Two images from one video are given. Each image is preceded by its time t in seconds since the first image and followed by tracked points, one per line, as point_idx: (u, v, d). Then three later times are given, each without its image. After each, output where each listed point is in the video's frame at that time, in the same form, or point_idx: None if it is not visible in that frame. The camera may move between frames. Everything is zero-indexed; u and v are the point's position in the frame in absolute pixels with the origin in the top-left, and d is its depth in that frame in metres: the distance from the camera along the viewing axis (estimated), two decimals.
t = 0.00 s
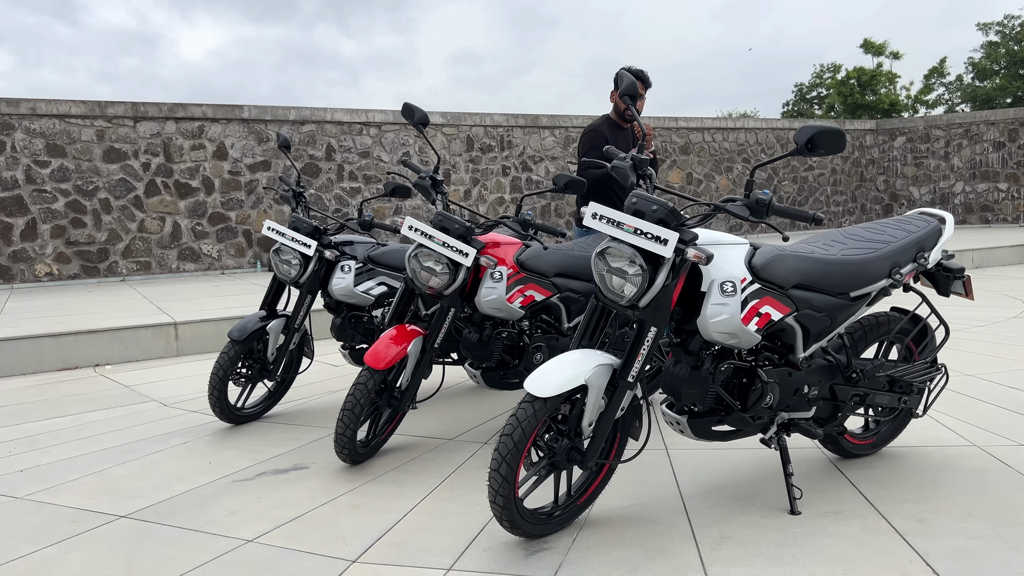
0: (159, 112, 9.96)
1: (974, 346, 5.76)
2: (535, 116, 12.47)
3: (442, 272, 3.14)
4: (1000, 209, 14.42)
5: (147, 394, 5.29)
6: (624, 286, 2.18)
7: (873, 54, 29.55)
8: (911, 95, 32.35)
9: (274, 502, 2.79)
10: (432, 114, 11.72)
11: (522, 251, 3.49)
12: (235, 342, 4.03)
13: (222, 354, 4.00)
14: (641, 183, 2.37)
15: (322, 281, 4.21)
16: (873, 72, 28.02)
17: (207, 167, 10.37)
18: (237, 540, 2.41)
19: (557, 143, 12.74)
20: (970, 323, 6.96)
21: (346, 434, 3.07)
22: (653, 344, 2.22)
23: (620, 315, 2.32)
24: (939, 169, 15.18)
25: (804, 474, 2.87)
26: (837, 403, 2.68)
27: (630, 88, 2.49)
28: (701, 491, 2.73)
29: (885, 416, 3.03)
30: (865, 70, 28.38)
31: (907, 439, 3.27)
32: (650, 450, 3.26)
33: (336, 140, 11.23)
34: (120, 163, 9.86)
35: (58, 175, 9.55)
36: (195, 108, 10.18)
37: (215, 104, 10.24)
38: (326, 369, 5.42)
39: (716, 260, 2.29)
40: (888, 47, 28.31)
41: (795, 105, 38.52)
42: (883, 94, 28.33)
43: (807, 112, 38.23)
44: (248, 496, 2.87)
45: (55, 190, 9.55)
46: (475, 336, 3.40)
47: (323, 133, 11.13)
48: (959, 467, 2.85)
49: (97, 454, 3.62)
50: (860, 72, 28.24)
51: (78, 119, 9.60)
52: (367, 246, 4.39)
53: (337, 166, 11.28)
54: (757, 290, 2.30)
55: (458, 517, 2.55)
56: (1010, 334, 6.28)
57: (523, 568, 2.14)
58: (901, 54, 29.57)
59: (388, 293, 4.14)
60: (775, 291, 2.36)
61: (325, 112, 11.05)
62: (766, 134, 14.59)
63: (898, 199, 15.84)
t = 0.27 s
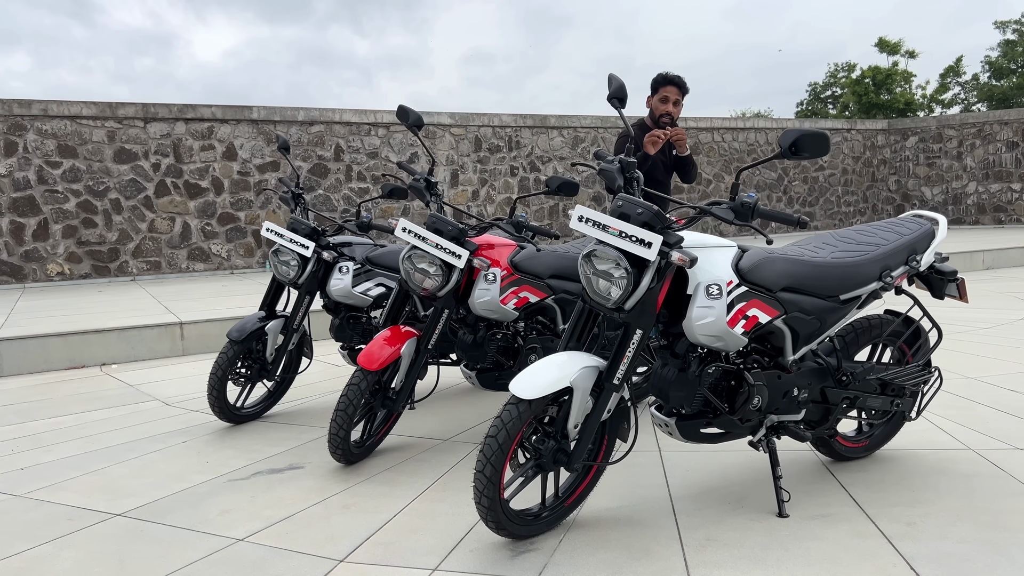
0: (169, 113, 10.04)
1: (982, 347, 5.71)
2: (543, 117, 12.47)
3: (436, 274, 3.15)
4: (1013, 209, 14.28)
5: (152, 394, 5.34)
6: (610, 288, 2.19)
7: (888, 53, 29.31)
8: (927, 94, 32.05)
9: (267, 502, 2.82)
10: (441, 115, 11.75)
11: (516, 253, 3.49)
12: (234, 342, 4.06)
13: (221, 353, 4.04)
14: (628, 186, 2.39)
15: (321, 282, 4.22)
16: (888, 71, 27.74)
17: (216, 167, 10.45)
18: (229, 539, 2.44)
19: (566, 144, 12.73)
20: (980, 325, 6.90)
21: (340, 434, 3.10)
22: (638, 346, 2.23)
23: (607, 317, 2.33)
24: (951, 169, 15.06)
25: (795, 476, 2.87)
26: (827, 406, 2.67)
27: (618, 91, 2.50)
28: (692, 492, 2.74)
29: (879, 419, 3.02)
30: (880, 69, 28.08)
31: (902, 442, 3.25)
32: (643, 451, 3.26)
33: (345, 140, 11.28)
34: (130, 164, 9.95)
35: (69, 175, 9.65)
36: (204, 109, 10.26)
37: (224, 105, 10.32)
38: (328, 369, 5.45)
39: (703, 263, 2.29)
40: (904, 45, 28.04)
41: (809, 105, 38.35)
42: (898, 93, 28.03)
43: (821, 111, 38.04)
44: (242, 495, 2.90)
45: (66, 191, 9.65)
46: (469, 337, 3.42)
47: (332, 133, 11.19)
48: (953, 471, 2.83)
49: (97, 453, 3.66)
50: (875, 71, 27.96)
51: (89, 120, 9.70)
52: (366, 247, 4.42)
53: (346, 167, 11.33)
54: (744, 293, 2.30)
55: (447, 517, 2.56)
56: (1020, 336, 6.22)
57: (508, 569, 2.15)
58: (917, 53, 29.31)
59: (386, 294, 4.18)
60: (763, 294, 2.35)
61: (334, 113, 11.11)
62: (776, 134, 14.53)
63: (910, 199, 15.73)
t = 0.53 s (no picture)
0: (177, 114, 10.12)
1: (987, 349, 5.67)
2: (550, 117, 12.46)
3: (421, 276, 3.17)
4: None
5: (152, 393, 5.39)
6: (583, 291, 2.20)
7: (904, 52, 29.05)
8: (943, 93, 31.74)
9: (252, 500, 2.85)
10: (448, 115, 11.77)
11: (503, 255, 3.52)
12: (226, 342, 4.11)
13: (213, 353, 4.08)
14: (604, 189, 2.40)
15: (313, 283, 4.26)
16: (905, 70, 27.43)
17: (224, 168, 10.52)
18: (210, 537, 2.47)
19: (573, 144, 12.70)
20: (988, 327, 6.84)
21: (325, 434, 3.13)
22: (611, 348, 2.25)
23: (582, 319, 2.34)
24: (963, 169, 14.95)
25: (776, 478, 2.87)
26: (807, 408, 2.68)
27: (595, 95, 2.52)
28: (671, 494, 2.75)
29: (861, 421, 3.02)
30: (896, 68, 27.77)
31: (888, 444, 3.25)
32: (629, 453, 3.27)
33: (352, 141, 11.33)
34: (139, 164, 10.04)
35: (78, 176, 9.75)
36: (212, 110, 10.34)
37: (232, 106, 10.40)
38: (326, 369, 5.48)
39: (675, 266, 2.30)
40: (920, 45, 27.75)
41: (823, 104, 38.17)
42: (915, 92, 27.71)
43: (835, 111, 37.83)
44: (228, 494, 2.94)
45: (75, 191, 9.75)
46: (456, 338, 3.44)
47: (339, 134, 11.24)
48: (936, 474, 2.82)
49: (92, 451, 3.71)
50: (891, 70, 27.66)
51: (98, 121, 9.79)
52: (358, 248, 4.46)
53: (353, 167, 11.37)
54: (718, 295, 2.31)
55: (427, 516, 2.59)
56: None
57: (481, 569, 2.17)
58: (933, 52, 29.03)
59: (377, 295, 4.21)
60: (737, 297, 2.36)
61: (340, 114, 11.17)
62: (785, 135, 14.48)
63: (921, 200, 15.62)
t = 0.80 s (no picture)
0: (185, 116, 10.21)
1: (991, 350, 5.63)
2: (557, 118, 12.44)
3: (405, 279, 3.20)
4: None
5: (152, 392, 5.45)
6: (555, 295, 2.22)
7: (920, 51, 28.80)
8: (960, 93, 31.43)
9: (235, 501, 2.88)
10: (454, 116, 11.82)
11: (487, 258, 3.53)
12: (218, 344, 4.15)
13: (205, 355, 4.12)
14: (576, 194, 2.44)
15: (304, 285, 4.30)
16: (921, 70, 27.12)
17: (231, 169, 10.60)
18: (189, 537, 2.51)
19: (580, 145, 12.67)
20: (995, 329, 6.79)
21: (308, 435, 3.16)
22: (582, 352, 2.27)
23: (555, 323, 2.37)
24: (974, 170, 14.84)
25: (754, 481, 2.88)
26: (784, 412, 2.68)
27: (570, 100, 2.56)
28: (649, 496, 2.76)
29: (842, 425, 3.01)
30: (912, 68, 27.46)
31: (872, 448, 3.24)
32: (612, 455, 3.28)
33: (358, 142, 11.38)
34: (146, 166, 10.14)
35: (87, 177, 9.85)
36: (219, 112, 10.43)
37: (239, 107, 10.49)
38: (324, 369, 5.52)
39: (645, 270, 2.32)
40: (937, 44, 27.46)
41: (838, 104, 38.00)
42: (931, 91, 27.41)
43: (850, 111, 37.62)
44: (213, 494, 2.98)
45: (84, 192, 9.85)
46: (441, 341, 3.47)
47: (345, 135, 11.29)
48: (915, 477, 2.82)
49: (85, 451, 3.76)
50: (907, 69, 27.38)
51: (107, 122, 9.89)
52: (349, 251, 4.50)
53: (359, 168, 11.42)
54: (689, 300, 2.32)
55: (405, 517, 2.61)
56: None
57: (451, 570, 2.19)
58: (949, 51, 28.77)
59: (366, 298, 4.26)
60: (710, 301, 2.37)
61: (347, 115, 11.23)
62: (794, 135, 14.43)
63: (931, 201, 15.52)
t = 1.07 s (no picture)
0: (195, 117, 10.31)
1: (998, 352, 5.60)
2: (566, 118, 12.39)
3: (396, 281, 3.24)
4: None
5: (156, 392, 5.50)
6: (537, 299, 2.24)
7: (937, 50, 28.54)
8: (977, 92, 31.09)
9: (227, 501, 2.92)
10: (462, 117, 11.85)
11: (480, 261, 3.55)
12: (216, 345, 4.19)
13: (203, 355, 4.17)
14: (561, 199, 2.49)
15: (301, 286, 4.34)
16: (938, 68, 26.80)
17: (240, 170, 10.68)
18: (179, 536, 2.54)
19: (588, 146, 12.62)
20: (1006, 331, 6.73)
21: (300, 436, 3.19)
22: (564, 355, 2.29)
23: (538, 326, 2.38)
24: (987, 170, 14.72)
25: (742, 484, 2.88)
26: (770, 415, 2.68)
27: (555, 105, 2.59)
28: (636, 498, 2.77)
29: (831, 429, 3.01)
30: (929, 66, 27.15)
31: (863, 451, 3.23)
32: (603, 457, 3.30)
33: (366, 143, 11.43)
34: (157, 167, 10.23)
35: (98, 178, 9.95)
36: (229, 113, 10.52)
37: (248, 108, 10.58)
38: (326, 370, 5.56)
39: (627, 274, 2.34)
40: (954, 42, 27.18)
41: (852, 103, 37.79)
42: (948, 90, 27.11)
43: (865, 110, 37.40)
44: (206, 494, 3.01)
45: (95, 193, 9.95)
46: (433, 343, 3.49)
47: (353, 136, 11.34)
48: (904, 481, 2.81)
49: (85, 450, 3.82)
50: (924, 67, 27.08)
51: (118, 124, 9.98)
52: (346, 253, 4.53)
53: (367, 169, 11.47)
54: (672, 304, 2.33)
55: (393, 519, 2.63)
56: None
57: (434, 571, 2.21)
58: (966, 50, 28.49)
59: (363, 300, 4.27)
60: (693, 305, 2.38)
61: (355, 116, 11.29)
62: (804, 135, 14.37)
63: (944, 201, 15.41)
